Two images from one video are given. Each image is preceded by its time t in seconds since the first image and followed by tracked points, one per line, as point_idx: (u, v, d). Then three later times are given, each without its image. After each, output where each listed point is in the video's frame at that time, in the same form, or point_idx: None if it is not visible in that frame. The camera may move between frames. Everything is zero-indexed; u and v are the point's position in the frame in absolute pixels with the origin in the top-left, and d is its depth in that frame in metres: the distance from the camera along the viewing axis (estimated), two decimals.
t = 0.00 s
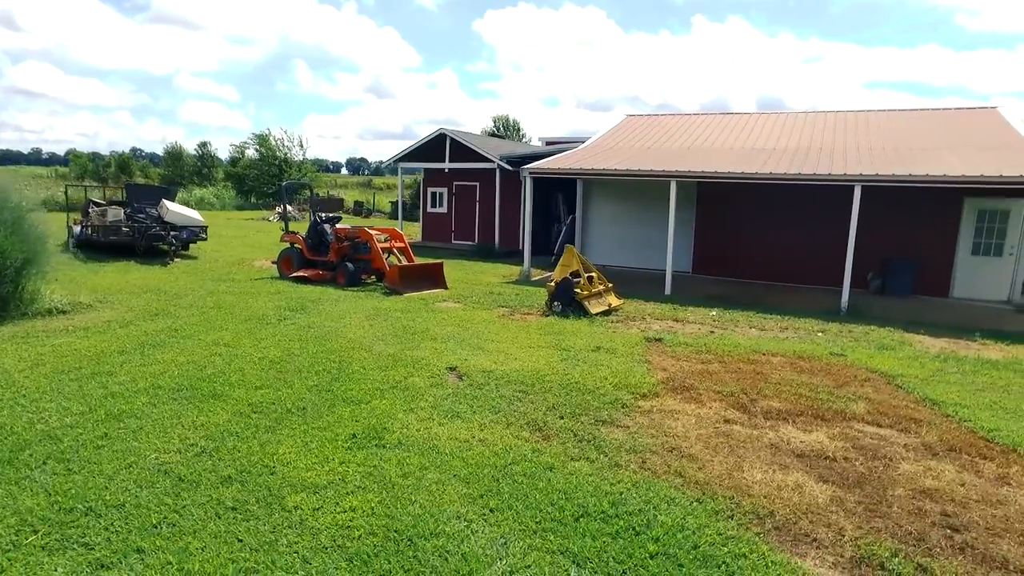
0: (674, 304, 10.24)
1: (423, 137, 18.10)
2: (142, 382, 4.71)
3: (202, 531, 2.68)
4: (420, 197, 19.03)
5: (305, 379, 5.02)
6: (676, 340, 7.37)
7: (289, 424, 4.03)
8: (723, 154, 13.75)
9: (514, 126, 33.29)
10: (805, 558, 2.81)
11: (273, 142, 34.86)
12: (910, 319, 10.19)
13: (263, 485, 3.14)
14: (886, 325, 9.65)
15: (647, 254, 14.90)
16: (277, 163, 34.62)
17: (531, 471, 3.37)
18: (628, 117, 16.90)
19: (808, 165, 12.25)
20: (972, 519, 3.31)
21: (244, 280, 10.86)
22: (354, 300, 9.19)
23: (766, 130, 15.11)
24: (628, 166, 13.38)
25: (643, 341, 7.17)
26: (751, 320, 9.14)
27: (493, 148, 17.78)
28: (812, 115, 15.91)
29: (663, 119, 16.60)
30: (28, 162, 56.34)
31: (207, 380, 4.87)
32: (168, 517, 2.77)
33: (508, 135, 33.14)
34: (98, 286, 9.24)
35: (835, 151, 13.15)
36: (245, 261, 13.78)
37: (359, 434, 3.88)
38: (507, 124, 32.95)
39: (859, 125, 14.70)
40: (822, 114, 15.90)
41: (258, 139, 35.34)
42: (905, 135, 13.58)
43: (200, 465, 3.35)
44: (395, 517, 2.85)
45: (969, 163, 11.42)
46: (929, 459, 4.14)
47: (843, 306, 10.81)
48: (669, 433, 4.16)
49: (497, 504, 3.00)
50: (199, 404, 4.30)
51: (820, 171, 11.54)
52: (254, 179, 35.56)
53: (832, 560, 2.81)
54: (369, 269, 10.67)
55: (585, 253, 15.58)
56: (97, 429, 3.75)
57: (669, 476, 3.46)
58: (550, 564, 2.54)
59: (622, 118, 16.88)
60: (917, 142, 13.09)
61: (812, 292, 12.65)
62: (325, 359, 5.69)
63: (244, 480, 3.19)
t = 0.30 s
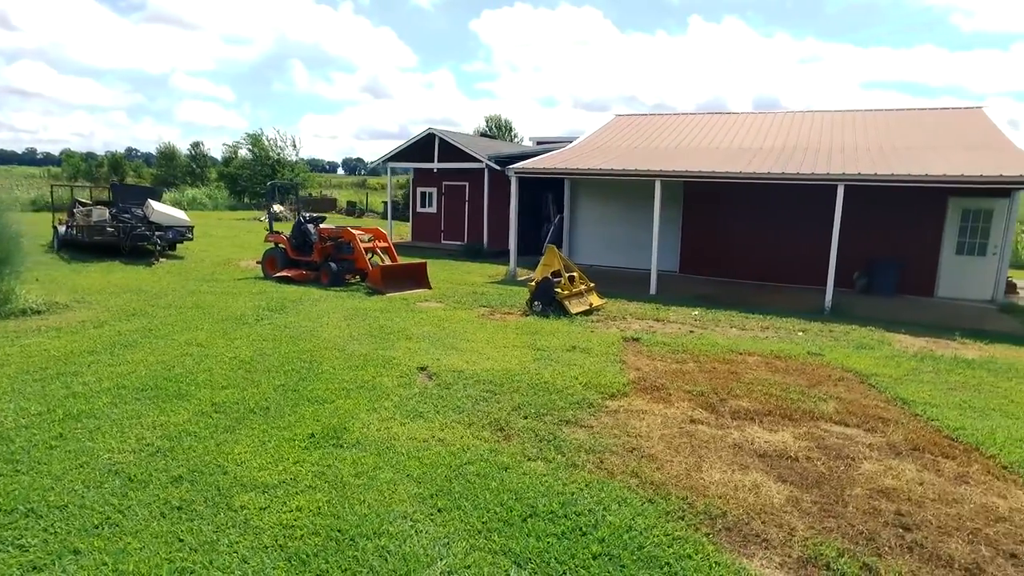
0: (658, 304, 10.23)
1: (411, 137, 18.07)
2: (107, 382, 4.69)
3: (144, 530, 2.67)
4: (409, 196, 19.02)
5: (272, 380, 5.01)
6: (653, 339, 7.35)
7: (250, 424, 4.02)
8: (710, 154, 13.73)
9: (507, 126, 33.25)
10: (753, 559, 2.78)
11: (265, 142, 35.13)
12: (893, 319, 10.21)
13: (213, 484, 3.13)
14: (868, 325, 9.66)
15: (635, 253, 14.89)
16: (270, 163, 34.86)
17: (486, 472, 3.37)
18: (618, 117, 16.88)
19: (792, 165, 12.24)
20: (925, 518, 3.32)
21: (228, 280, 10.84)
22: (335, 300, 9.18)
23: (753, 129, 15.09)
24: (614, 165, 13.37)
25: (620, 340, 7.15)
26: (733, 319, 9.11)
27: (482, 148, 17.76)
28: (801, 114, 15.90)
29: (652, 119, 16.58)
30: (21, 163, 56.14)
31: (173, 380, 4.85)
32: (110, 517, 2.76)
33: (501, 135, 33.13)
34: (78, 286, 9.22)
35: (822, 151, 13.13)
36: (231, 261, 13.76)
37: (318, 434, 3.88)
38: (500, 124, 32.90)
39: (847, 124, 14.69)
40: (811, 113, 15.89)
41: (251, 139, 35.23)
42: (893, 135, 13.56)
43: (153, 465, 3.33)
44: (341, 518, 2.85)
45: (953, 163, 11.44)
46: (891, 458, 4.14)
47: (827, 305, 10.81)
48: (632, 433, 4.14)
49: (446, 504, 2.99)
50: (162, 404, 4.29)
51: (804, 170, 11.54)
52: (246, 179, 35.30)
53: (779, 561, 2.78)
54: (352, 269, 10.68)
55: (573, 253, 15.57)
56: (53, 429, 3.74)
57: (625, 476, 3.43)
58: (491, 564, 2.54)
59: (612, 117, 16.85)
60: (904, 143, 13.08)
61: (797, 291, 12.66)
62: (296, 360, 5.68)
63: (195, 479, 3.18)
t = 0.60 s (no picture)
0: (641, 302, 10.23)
1: (401, 136, 18.04)
2: (74, 379, 4.68)
3: (90, 525, 2.68)
4: (399, 195, 19.02)
5: (243, 377, 5.01)
6: (632, 336, 7.34)
7: (214, 420, 4.02)
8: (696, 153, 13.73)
9: (500, 126, 33.19)
10: (702, 553, 2.76)
11: (258, 141, 34.33)
12: (876, 317, 10.24)
13: (167, 479, 3.14)
14: (851, 322, 9.69)
15: (623, 252, 14.90)
16: (263, 163, 34.04)
17: (442, 468, 3.38)
18: (607, 116, 16.88)
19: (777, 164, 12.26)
20: (879, 513, 3.33)
21: (212, 279, 10.83)
22: (318, 299, 9.18)
23: (740, 128, 15.11)
24: (600, 164, 13.38)
25: (598, 337, 7.15)
26: (715, 317, 9.09)
27: (471, 147, 17.76)
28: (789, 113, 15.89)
29: (642, 118, 16.57)
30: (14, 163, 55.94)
31: (142, 377, 4.85)
32: (58, 512, 2.76)
33: (493, 135, 33.09)
34: (60, 285, 9.21)
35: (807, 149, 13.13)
36: (219, 260, 13.75)
37: (281, 430, 3.89)
38: (493, 124, 32.84)
39: (834, 123, 14.71)
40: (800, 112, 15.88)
41: (244, 138, 35.15)
42: (878, 134, 13.57)
43: (109, 460, 3.33)
44: (292, 512, 2.87)
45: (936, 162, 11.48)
46: (855, 454, 4.15)
47: (810, 302, 10.84)
48: (595, 429, 4.13)
49: (398, 499, 3.01)
50: (127, 400, 4.29)
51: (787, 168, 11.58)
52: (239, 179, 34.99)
53: (727, 555, 2.76)
54: (336, 268, 10.71)
55: (561, 252, 15.58)
56: (14, 426, 3.74)
57: (582, 472, 3.43)
58: (435, 558, 2.55)
59: (601, 116, 16.85)
60: (889, 142, 13.10)
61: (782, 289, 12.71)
62: (270, 357, 5.68)
63: (150, 474, 3.19)
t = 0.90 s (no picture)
0: (624, 301, 10.25)
1: (389, 135, 18.05)
2: (40, 376, 4.69)
3: (35, 517, 2.70)
4: (388, 194, 19.04)
5: (212, 373, 5.03)
6: (608, 333, 7.36)
7: (175, 415, 4.04)
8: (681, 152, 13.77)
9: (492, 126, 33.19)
10: (644, 545, 2.77)
11: (251, 141, 34.35)
12: (856, 315, 10.31)
13: (120, 472, 3.16)
14: (832, 320, 9.74)
15: (609, 250, 14.94)
16: (255, 163, 33.98)
17: (396, 462, 3.42)
18: (594, 116, 16.93)
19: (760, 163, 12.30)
20: (829, 505, 3.35)
21: (195, 278, 10.84)
22: (299, 297, 9.20)
23: (726, 127, 15.16)
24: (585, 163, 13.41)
25: (574, 335, 7.17)
26: (695, 315, 9.09)
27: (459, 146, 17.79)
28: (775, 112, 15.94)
29: (629, 118, 16.62)
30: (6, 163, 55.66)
31: (109, 374, 4.86)
32: (5, 505, 2.78)
33: (484, 135, 33.13)
34: (40, 284, 9.19)
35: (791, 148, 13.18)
36: (205, 259, 13.73)
37: (242, 425, 3.92)
38: (486, 125, 32.83)
39: (818, 122, 14.78)
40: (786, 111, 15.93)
41: (236, 138, 35.03)
42: (862, 134, 13.64)
43: (64, 454, 3.35)
44: (241, 503, 2.90)
45: (918, 161, 11.55)
46: (814, 449, 4.17)
47: (792, 301, 10.89)
48: (556, 424, 4.16)
49: (347, 492, 3.06)
50: (91, 396, 4.30)
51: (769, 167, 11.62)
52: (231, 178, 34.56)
53: (670, 547, 2.78)
54: (320, 266, 10.75)
55: (548, 251, 15.61)
56: None
57: (536, 466, 3.47)
58: (376, 549, 2.58)
59: (589, 116, 16.90)
60: (872, 141, 13.17)
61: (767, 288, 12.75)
62: (242, 355, 5.69)
63: (103, 467, 3.21)
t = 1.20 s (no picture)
0: (605, 299, 10.29)
1: (377, 135, 18.05)
2: (8, 375, 4.69)
3: None
4: (377, 194, 19.04)
5: (181, 371, 5.03)
6: (585, 331, 7.40)
7: (140, 411, 4.05)
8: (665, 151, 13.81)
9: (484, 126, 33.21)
10: (591, 539, 2.79)
11: (241, 141, 34.27)
12: (837, 313, 10.38)
13: (76, 467, 3.18)
14: (812, 319, 9.80)
15: (595, 249, 14.98)
16: (246, 163, 33.91)
17: (354, 457, 3.45)
18: (580, 115, 16.97)
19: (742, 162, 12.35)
20: (782, 499, 3.38)
21: (178, 277, 10.83)
22: (280, 296, 9.21)
23: (712, 126, 15.22)
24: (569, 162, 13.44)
25: (550, 333, 7.20)
26: (674, 313, 9.13)
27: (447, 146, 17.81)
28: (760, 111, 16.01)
29: (614, 117, 16.67)
30: None
31: (78, 372, 4.86)
32: None
33: (474, 135, 33.15)
34: (20, 283, 9.17)
35: (774, 148, 13.24)
36: (190, 258, 13.71)
37: (205, 421, 3.93)
38: (477, 125, 32.85)
39: (802, 121, 14.86)
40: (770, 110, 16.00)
41: (227, 137, 34.95)
42: (845, 133, 13.71)
43: (21, 450, 3.36)
44: (193, 496, 2.92)
45: (898, 160, 11.65)
46: (775, 444, 4.19)
47: (774, 300, 10.95)
48: (519, 421, 4.19)
49: (301, 486, 3.09)
50: (56, 394, 4.31)
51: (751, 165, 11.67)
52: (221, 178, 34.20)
53: (617, 540, 2.80)
54: (303, 265, 10.77)
55: (535, 250, 15.64)
56: None
57: (493, 461, 3.51)
58: (322, 541, 2.62)
59: (575, 116, 16.94)
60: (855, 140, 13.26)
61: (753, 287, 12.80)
62: (214, 353, 5.70)
63: (59, 463, 3.22)
